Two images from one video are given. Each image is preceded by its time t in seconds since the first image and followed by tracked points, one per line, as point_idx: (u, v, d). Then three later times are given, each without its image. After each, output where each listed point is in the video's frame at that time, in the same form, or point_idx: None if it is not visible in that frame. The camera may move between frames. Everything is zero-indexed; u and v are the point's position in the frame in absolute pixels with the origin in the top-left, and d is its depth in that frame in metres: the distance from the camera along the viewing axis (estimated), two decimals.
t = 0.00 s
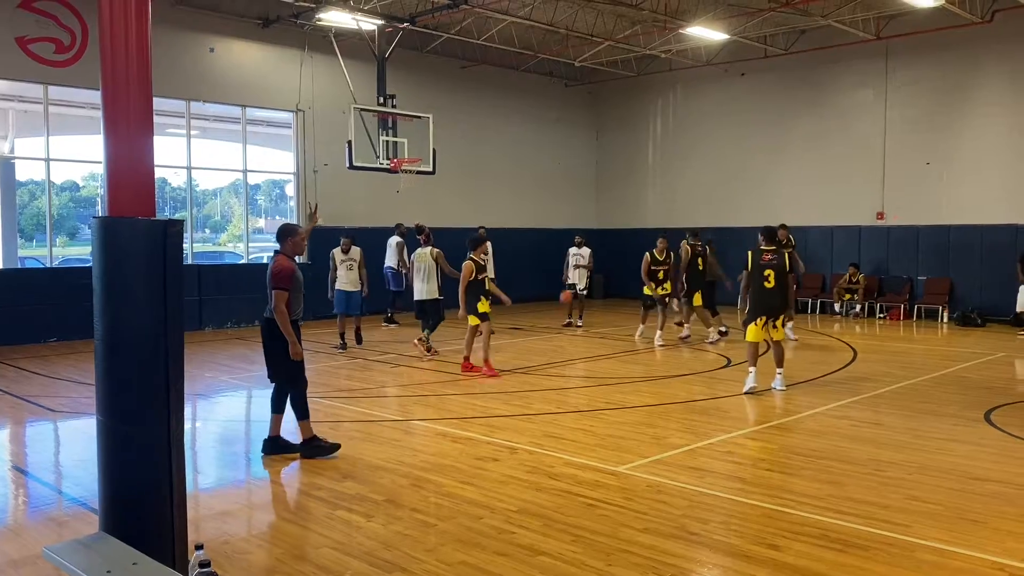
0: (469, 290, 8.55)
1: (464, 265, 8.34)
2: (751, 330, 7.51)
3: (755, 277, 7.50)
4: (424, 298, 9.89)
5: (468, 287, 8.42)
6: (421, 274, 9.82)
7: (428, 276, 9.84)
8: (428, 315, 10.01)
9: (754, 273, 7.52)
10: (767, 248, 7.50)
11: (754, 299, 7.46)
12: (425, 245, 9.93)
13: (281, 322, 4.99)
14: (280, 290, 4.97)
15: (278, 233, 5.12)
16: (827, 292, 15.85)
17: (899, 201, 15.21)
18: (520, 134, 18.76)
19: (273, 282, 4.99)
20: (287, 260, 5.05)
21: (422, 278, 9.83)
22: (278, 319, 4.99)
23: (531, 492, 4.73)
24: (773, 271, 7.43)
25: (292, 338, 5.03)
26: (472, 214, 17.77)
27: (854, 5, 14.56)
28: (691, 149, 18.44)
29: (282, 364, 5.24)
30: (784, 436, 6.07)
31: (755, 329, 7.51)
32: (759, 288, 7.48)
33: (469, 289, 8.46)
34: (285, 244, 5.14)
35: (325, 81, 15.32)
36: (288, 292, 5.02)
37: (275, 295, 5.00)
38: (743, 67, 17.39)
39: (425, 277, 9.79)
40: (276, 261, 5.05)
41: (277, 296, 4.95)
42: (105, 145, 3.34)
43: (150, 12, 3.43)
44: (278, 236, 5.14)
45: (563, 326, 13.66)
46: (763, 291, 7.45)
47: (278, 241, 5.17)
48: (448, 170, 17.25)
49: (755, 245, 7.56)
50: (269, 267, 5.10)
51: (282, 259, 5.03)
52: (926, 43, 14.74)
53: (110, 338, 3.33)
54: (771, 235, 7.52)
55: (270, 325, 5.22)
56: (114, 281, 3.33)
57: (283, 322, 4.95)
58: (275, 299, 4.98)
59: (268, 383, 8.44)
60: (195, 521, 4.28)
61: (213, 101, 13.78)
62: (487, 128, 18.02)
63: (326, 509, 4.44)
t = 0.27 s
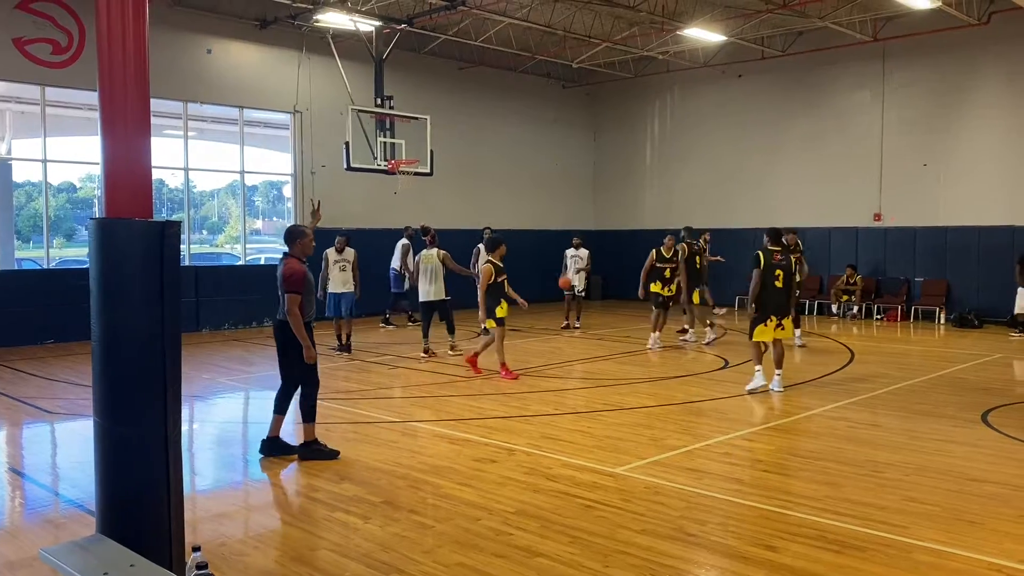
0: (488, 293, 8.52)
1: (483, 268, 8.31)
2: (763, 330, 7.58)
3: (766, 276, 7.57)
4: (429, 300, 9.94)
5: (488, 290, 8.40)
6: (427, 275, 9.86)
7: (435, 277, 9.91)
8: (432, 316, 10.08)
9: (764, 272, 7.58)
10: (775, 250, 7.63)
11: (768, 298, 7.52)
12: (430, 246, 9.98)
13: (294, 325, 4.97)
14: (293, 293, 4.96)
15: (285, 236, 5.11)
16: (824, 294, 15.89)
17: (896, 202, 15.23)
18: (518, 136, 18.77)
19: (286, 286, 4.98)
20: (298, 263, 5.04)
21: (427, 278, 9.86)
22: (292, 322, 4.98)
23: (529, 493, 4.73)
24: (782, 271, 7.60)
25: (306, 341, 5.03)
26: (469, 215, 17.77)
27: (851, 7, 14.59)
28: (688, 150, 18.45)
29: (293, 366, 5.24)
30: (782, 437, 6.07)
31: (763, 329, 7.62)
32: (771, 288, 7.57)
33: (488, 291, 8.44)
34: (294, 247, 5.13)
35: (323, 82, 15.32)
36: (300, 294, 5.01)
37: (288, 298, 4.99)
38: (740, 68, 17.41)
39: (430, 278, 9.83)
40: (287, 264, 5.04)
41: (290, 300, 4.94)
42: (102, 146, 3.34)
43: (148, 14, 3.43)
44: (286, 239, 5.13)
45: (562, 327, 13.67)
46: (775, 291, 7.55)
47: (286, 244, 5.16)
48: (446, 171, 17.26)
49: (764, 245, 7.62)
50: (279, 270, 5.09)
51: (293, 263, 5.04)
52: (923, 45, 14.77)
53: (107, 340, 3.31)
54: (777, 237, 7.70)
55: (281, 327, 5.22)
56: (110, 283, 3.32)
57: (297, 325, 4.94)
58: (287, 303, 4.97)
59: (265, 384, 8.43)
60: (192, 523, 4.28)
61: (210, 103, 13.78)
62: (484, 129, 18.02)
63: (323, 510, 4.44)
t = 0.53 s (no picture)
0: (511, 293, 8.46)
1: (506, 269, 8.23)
2: (768, 330, 7.66)
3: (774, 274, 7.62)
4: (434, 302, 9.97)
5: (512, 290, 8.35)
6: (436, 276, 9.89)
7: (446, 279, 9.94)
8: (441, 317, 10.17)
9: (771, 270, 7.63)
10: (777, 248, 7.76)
11: (777, 296, 7.58)
12: (442, 248, 10.01)
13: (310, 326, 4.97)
14: (306, 294, 4.97)
15: (294, 237, 5.12)
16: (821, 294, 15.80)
17: (893, 203, 15.26)
18: (515, 136, 18.78)
19: (299, 287, 4.98)
20: (310, 265, 5.05)
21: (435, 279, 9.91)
22: (306, 324, 4.98)
23: (526, 494, 4.73)
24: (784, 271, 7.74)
25: (321, 342, 5.03)
26: (467, 216, 17.77)
27: (848, 9, 14.62)
28: (686, 151, 18.46)
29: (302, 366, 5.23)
30: (779, 437, 6.08)
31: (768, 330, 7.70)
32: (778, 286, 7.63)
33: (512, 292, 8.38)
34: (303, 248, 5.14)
35: (320, 83, 15.31)
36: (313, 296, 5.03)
37: (301, 300, 4.99)
38: (737, 69, 17.43)
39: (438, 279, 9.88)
40: (298, 266, 5.04)
41: (304, 301, 4.94)
42: (100, 147, 3.33)
43: (145, 15, 3.43)
44: (296, 241, 5.14)
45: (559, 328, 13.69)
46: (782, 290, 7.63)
47: (295, 246, 5.16)
48: (443, 172, 17.26)
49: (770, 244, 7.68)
50: (291, 273, 5.09)
51: (304, 264, 5.05)
52: (920, 46, 14.78)
53: (104, 342, 3.31)
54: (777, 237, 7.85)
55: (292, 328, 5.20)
56: (107, 284, 3.31)
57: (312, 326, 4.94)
58: (301, 305, 4.97)
59: (263, 385, 8.43)
60: (190, 524, 4.27)
61: (207, 103, 13.77)
62: (482, 129, 18.02)
63: (320, 511, 4.44)
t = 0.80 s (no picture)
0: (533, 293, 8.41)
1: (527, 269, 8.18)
2: (768, 328, 7.63)
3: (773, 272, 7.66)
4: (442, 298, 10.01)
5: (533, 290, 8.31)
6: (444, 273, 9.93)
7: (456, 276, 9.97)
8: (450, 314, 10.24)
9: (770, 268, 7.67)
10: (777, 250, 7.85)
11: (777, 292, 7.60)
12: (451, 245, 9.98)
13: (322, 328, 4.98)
14: (317, 295, 4.95)
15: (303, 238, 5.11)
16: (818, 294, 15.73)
17: (890, 203, 15.28)
18: (514, 136, 18.78)
19: (310, 288, 4.97)
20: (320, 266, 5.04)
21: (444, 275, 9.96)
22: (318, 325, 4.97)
23: (524, 494, 4.73)
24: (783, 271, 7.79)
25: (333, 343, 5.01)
26: (465, 216, 17.77)
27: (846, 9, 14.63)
28: (684, 151, 18.46)
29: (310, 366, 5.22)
30: (776, 437, 6.08)
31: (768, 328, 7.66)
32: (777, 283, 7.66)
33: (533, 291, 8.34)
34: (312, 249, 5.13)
35: (318, 83, 15.30)
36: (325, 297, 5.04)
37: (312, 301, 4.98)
38: (735, 70, 17.44)
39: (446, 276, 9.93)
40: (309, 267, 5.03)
41: (316, 302, 4.93)
42: (96, 146, 3.33)
43: (142, 13, 3.42)
44: (306, 242, 5.15)
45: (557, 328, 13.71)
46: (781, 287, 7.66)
47: (305, 247, 5.17)
48: (441, 172, 17.26)
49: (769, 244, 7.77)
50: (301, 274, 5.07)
51: (315, 266, 5.06)
52: (918, 46, 14.80)
53: (102, 340, 3.30)
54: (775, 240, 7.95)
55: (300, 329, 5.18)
56: (104, 282, 3.30)
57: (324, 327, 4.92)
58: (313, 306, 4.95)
59: (260, 385, 8.42)
60: (188, 524, 4.27)
61: (205, 103, 13.75)
62: (479, 129, 18.02)
63: (318, 511, 4.44)
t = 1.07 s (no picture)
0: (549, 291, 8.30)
1: (541, 267, 8.05)
2: (767, 327, 7.64)
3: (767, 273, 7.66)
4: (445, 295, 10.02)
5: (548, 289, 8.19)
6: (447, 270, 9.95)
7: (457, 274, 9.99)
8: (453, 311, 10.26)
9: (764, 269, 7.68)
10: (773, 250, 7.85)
11: (770, 292, 7.59)
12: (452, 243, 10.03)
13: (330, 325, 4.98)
14: (324, 293, 4.97)
15: (309, 237, 5.12)
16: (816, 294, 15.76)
17: (887, 203, 15.29)
18: (511, 136, 18.78)
19: (318, 287, 4.97)
20: (327, 264, 5.05)
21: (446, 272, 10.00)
22: (326, 323, 4.98)
23: (522, 493, 4.73)
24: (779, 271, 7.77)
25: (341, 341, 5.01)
26: (462, 215, 17.77)
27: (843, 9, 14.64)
28: (681, 150, 18.47)
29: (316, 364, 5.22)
30: (774, 437, 6.08)
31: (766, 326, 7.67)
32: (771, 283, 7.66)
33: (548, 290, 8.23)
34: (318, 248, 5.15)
35: (315, 83, 15.29)
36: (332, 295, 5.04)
37: (319, 299, 4.98)
38: (733, 69, 17.44)
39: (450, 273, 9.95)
40: (315, 266, 5.05)
41: (324, 300, 4.94)
42: (94, 146, 3.32)
43: (140, 13, 3.42)
44: (310, 241, 5.14)
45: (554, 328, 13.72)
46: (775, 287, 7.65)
47: (310, 247, 5.17)
48: (439, 171, 17.26)
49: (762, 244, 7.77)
50: (307, 273, 5.08)
51: (323, 264, 5.07)
52: (915, 46, 14.81)
53: (100, 339, 3.30)
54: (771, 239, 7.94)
55: (307, 327, 5.19)
56: (102, 281, 3.31)
57: (332, 325, 4.93)
58: (320, 304, 4.96)
59: (258, 385, 8.41)
60: (185, 524, 4.26)
61: (202, 102, 13.73)
62: (476, 129, 18.02)
63: (315, 511, 4.43)
